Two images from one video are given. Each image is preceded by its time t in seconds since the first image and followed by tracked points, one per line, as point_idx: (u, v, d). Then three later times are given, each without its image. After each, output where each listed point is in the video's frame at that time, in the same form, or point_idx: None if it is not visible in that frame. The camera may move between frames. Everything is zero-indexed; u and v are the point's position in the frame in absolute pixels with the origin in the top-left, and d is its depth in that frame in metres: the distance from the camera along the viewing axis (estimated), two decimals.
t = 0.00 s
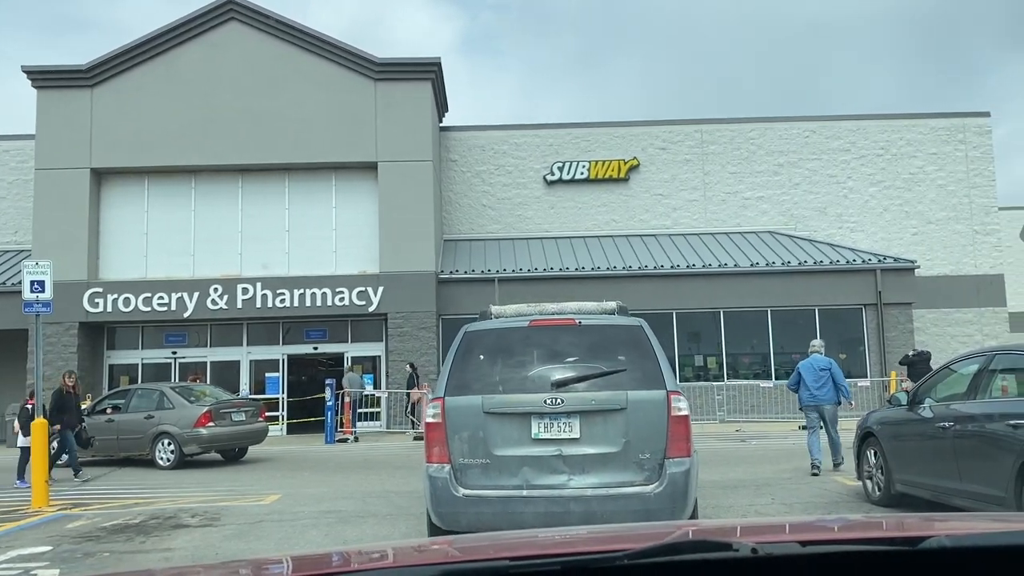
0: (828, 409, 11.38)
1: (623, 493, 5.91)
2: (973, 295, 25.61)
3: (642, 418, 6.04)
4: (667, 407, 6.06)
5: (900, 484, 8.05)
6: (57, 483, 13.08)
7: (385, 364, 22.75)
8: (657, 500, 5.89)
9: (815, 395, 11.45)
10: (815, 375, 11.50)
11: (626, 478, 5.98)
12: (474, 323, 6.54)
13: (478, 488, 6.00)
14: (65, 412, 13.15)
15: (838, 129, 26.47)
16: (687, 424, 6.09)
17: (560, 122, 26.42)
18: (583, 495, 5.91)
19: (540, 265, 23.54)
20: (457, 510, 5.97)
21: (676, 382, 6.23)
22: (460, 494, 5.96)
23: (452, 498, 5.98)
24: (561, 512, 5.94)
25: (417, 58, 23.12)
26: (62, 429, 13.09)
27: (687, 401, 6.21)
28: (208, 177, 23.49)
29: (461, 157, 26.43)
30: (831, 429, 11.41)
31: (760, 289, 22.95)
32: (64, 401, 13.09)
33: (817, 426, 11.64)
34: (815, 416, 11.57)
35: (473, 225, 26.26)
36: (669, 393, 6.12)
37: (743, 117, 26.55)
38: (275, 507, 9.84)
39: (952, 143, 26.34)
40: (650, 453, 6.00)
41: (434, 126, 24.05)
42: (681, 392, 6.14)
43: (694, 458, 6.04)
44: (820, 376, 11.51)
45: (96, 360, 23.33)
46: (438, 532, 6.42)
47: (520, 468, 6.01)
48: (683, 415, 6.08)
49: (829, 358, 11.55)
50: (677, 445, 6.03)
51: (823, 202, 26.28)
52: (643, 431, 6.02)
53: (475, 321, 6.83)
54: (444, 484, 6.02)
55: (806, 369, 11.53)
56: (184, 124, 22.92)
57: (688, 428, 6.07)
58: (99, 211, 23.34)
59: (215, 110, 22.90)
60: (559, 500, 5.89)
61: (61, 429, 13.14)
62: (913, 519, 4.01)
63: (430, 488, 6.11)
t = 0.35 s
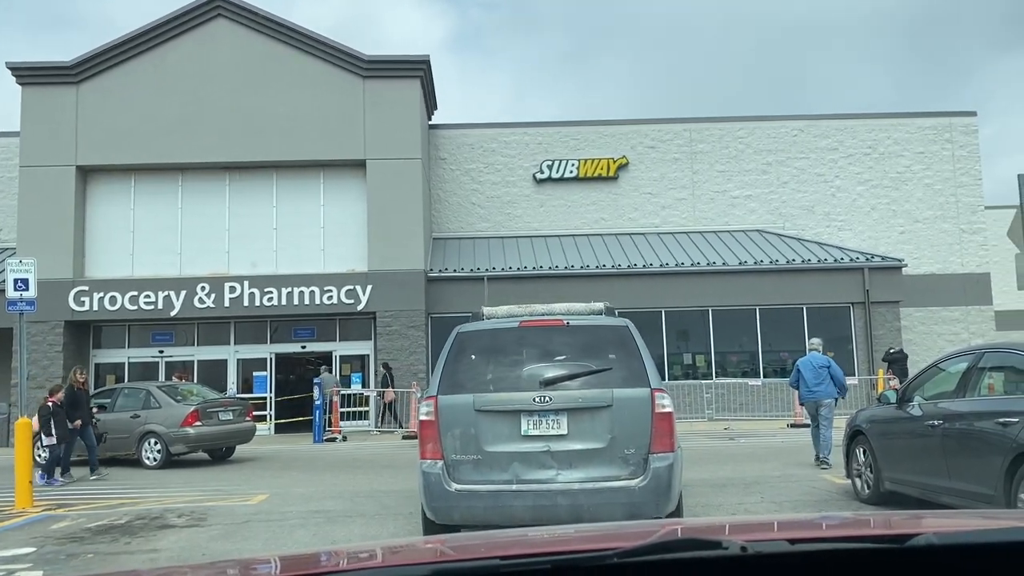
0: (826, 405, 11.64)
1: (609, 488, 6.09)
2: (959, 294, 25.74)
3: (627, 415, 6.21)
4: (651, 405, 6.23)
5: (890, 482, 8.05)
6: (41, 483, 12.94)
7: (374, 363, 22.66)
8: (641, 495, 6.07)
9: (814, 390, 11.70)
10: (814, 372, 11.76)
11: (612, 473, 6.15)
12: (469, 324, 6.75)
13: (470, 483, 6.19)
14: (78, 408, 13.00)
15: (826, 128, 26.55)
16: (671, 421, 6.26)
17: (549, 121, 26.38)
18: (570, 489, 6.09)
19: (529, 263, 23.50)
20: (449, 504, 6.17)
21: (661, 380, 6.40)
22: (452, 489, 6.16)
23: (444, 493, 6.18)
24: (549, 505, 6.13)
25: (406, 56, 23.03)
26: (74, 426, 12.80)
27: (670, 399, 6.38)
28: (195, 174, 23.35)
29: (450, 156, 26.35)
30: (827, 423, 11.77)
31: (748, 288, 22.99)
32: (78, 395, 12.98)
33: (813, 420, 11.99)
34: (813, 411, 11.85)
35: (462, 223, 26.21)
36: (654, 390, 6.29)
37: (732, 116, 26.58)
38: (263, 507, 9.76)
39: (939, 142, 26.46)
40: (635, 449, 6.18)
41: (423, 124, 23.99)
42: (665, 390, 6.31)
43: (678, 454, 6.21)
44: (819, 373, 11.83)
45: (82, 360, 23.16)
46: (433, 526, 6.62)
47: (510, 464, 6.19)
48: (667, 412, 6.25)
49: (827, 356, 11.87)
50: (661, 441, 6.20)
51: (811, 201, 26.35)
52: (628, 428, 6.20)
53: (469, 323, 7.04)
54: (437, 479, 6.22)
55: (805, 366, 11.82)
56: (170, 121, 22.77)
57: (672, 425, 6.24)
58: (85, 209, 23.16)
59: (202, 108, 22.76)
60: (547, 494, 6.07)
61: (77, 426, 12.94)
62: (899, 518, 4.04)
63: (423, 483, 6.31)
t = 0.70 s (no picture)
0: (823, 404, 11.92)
1: (597, 481, 6.35)
2: (951, 291, 25.81)
3: (615, 411, 6.46)
4: (638, 401, 6.46)
5: (883, 479, 8.03)
6: (30, 483, 12.82)
7: (365, 361, 22.57)
8: (628, 488, 6.34)
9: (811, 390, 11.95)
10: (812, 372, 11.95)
11: (600, 466, 6.41)
12: (466, 324, 6.96)
13: (464, 476, 6.45)
14: (95, 407, 12.69)
15: (818, 126, 26.57)
16: (657, 417, 6.50)
17: (542, 118, 26.31)
18: (561, 482, 6.35)
19: (521, 260, 23.45)
20: (445, 496, 6.44)
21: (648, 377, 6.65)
22: (448, 482, 6.42)
23: (440, 486, 6.45)
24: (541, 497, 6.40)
25: (397, 52, 22.93)
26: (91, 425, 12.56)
27: (657, 395, 6.62)
28: (185, 171, 23.21)
29: (443, 152, 26.26)
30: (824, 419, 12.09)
31: (741, 285, 22.99)
32: (96, 394, 12.69)
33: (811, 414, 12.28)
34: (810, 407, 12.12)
35: (454, 220, 26.14)
36: (641, 387, 6.54)
37: (724, 113, 26.57)
38: (254, 506, 9.69)
39: (931, 140, 26.52)
40: (623, 444, 6.43)
41: (415, 121, 23.92)
42: (653, 387, 6.54)
43: (664, 448, 6.47)
44: (817, 371, 12.04)
45: (72, 358, 23.02)
46: (431, 518, 6.89)
47: (504, 458, 6.45)
48: (654, 407, 6.49)
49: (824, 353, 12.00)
50: (648, 436, 6.45)
51: (803, 198, 26.37)
52: (616, 423, 6.44)
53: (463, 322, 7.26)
54: (433, 473, 6.48)
55: (803, 364, 12.02)
56: (160, 118, 22.63)
57: (658, 420, 6.48)
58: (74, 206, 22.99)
59: (193, 104, 22.63)
60: (539, 487, 6.34)
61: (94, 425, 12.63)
62: (890, 515, 4.08)
63: (421, 477, 6.57)
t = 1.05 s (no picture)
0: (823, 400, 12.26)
1: (587, 471, 6.54)
2: (944, 287, 25.85)
3: (605, 405, 6.65)
4: (627, 394, 6.66)
5: (881, 475, 7.99)
6: (21, 479, 12.73)
7: (360, 357, 22.50)
8: (616, 478, 6.53)
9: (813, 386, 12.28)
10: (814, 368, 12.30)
11: (591, 457, 6.60)
12: (468, 323, 7.22)
13: (462, 468, 6.67)
14: (114, 403, 12.83)
15: (813, 121, 26.57)
16: (646, 410, 6.69)
17: (536, 112, 26.24)
18: (553, 472, 6.56)
19: (516, 256, 23.39)
20: (445, 486, 6.68)
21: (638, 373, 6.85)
22: (447, 472, 6.65)
23: (440, 476, 6.68)
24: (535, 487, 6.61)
25: (392, 46, 22.85)
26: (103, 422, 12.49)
27: (646, 389, 6.81)
28: (178, 165, 23.08)
29: (437, 147, 26.18)
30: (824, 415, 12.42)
31: (735, 280, 22.98)
32: (114, 390, 12.82)
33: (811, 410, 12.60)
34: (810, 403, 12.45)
35: (449, 216, 26.07)
36: (630, 381, 6.73)
37: (719, 108, 26.54)
38: (247, 502, 9.63)
39: (925, 135, 26.53)
40: (612, 436, 6.62)
41: (409, 115, 23.84)
42: (641, 382, 6.74)
43: (652, 439, 6.65)
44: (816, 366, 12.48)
45: (64, 353, 22.91)
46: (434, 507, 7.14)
47: (500, 450, 6.66)
48: (643, 401, 6.67)
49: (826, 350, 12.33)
50: (637, 427, 6.63)
51: (798, 193, 26.35)
52: (605, 417, 6.64)
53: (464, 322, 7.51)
54: (433, 465, 6.71)
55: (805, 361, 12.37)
56: (153, 112, 22.50)
57: (646, 414, 6.66)
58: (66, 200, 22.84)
59: (185, 98, 22.49)
60: (532, 477, 6.55)
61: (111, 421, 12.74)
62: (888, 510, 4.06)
63: (422, 468, 6.81)
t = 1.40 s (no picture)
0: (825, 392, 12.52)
1: (580, 459, 6.98)
2: (942, 281, 25.81)
3: (597, 397, 7.08)
4: (618, 387, 7.08)
5: (882, 470, 7.91)
6: (13, 475, 12.61)
7: (356, 352, 22.39)
8: (608, 466, 6.97)
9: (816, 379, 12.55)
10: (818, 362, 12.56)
11: (584, 446, 7.04)
12: (471, 321, 7.70)
13: (465, 456, 7.19)
14: (134, 396, 12.63)
15: (811, 114, 26.47)
16: (637, 402, 7.10)
17: (533, 106, 26.10)
18: (548, 461, 7.02)
19: (513, 250, 23.27)
20: (449, 472, 7.20)
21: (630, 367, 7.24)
22: (451, 459, 7.18)
23: (445, 463, 7.21)
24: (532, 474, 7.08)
25: (388, 38, 22.69)
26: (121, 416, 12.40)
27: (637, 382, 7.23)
28: (173, 159, 22.92)
29: (433, 141, 26.02)
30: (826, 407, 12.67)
31: (733, 274, 22.89)
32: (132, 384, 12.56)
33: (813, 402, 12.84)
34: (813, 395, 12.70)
35: (445, 209, 25.92)
36: (622, 375, 7.14)
37: (717, 102, 26.43)
38: (242, 498, 9.55)
39: (923, 129, 26.45)
40: (604, 426, 7.05)
41: (405, 107, 23.68)
42: (631, 375, 7.15)
43: (642, 430, 7.07)
44: (818, 359, 12.88)
45: (58, 347, 22.78)
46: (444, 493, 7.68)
47: (500, 439, 7.16)
48: (634, 393, 7.09)
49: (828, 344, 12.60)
50: (628, 418, 7.05)
51: (796, 187, 26.26)
52: (598, 408, 7.07)
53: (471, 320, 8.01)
54: (438, 452, 7.24)
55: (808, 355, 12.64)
56: (148, 105, 22.32)
57: (637, 405, 7.08)
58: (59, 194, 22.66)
59: (179, 91, 22.32)
60: (529, 464, 7.03)
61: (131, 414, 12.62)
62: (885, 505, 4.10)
63: (430, 456, 7.35)
